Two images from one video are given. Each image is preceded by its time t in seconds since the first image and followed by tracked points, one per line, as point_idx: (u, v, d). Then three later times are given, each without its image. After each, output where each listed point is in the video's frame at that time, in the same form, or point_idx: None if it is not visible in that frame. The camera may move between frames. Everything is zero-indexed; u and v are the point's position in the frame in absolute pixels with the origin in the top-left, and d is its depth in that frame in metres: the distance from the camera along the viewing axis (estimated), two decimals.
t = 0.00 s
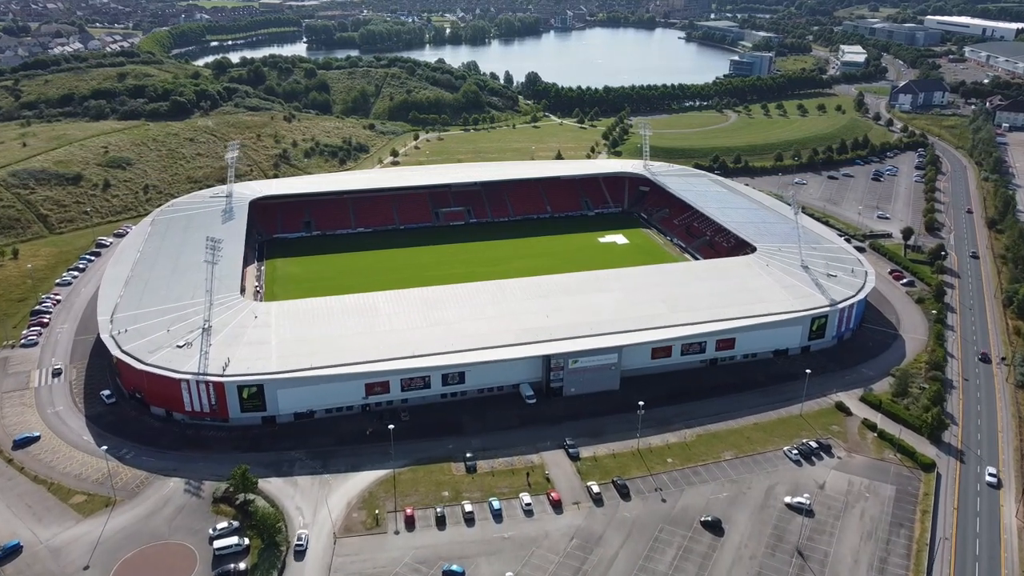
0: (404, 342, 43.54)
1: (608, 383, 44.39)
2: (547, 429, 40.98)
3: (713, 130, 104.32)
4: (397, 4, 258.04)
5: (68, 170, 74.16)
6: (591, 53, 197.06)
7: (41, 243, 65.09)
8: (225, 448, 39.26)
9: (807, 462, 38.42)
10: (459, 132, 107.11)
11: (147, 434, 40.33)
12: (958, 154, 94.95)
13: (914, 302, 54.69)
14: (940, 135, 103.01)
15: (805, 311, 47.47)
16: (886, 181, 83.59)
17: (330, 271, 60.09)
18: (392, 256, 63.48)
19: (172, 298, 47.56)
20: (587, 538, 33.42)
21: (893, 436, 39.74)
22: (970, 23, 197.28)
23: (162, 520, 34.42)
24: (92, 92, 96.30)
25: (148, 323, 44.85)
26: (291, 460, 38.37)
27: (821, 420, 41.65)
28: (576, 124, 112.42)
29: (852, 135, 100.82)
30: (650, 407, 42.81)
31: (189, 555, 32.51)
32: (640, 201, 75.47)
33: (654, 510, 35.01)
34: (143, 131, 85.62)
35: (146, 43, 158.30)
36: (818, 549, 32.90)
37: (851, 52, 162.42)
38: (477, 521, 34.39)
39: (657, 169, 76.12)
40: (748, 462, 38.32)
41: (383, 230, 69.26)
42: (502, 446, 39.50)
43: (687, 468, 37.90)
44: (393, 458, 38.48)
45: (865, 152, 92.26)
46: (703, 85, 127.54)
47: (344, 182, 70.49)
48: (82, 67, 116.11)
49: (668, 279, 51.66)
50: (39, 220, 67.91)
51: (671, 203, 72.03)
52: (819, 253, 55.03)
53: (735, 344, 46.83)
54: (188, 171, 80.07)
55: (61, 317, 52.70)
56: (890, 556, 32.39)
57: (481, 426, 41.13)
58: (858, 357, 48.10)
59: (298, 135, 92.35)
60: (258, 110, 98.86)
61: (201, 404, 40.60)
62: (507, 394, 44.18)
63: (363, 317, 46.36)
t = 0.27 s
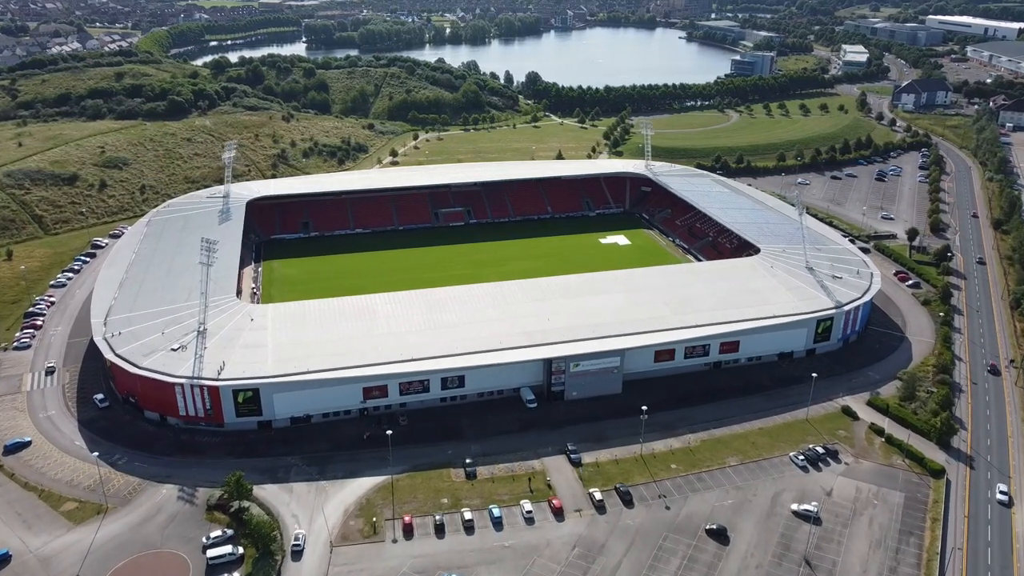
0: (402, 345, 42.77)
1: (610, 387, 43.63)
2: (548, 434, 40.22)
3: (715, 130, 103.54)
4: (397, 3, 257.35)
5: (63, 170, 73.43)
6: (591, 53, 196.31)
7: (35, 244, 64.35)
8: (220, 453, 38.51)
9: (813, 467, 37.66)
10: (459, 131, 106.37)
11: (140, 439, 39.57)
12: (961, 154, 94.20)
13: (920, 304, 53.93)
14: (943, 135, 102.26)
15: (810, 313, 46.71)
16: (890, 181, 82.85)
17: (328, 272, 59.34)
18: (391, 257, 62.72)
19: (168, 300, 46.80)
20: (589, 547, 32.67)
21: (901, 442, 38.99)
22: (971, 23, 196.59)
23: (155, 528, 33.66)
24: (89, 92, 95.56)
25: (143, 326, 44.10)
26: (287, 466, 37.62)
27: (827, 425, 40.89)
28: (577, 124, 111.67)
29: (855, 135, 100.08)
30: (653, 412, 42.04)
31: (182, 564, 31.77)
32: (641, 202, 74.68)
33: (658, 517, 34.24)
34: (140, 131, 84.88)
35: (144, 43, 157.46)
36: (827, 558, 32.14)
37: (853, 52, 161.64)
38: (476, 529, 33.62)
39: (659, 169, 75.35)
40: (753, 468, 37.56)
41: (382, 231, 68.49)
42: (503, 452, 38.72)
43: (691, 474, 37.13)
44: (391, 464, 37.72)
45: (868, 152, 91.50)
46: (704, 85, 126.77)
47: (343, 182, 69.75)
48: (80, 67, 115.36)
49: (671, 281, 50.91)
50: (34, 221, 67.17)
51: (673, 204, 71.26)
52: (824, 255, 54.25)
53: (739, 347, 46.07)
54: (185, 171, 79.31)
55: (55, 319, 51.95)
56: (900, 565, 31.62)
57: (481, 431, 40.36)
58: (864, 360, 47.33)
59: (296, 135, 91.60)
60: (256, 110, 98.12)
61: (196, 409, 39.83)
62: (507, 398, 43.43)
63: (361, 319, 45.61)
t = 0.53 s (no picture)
0: (400, 349, 42.00)
1: (612, 391, 42.87)
2: (549, 439, 39.44)
3: (717, 130, 102.77)
4: (397, 3, 256.58)
5: (59, 171, 72.65)
6: (592, 52, 195.49)
7: (30, 245, 63.57)
8: (214, 459, 37.74)
9: (820, 474, 36.91)
10: (459, 131, 105.61)
11: (134, 445, 38.81)
12: (965, 153, 93.41)
13: (926, 306, 53.15)
14: (947, 135, 101.51)
15: (815, 315, 45.94)
16: (894, 182, 82.09)
17: (326, 274, 58.58)
18: (390, 258, 61.97)
19: (162, 303, 46.04)
20: (592, 556, 31.91)
21: (909, 447, 38.24)
22: (973, 23, 195.81)
23: (147, 536, 32.90)
24: (85, 91, 94.77)
25: (137, 329, 43.34)
26: (282, 472, 36.84)
27: (834, 430, 40.13)
28: (578, 123, 110.89)
29: (858, 134, 99.32)
30: (656, 417, 41.26)
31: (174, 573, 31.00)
32: (643, 202, 73.89)
33: (662, 525, 33.46)
34: (136, 131, 84.10)
35: (143, 43, 156.63)
36: (835, 567, 31.35)
37: (855, 52, 160.80)
38: (476, 538, 32.85)
39: (660, 169, 74.57)
40: (759, 474, 36.79)
41: (381, 232, 67.72)
42: (503, 458, 37.94)
43: (695, 480, 36.35)
44: (389, 470, 36.94)
45: (872, 152, 90.73)
46: (706, 84, 125.97)
47: (341, 182, 68.99)
48: (77, 67, 114.56)
49: (673, 282, 50.14)
50: (29, 222, 66.39)
51: (674, 204, 70.49)
52: (829, 256, 53.48)
53: (743, 350, 45.30)
54: (183, 171, 78.54)
55: (48, 322, 51.17)
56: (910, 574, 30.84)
57: (480, 436, 39.58)
58: (870, 363, 46.57)
59: (294, 135, 90.83)
60: (254, 110, 97.33)
61: (190, 414, 39.07)
62: (507, 402, 42.66)
63: (359, 322, 44.84)
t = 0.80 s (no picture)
0: (399, 352, 41.33)
1: (614, 394, 42.20)
2: (550, 443, 38.78)
3: (718, 130, 102.13)
4: (396, 3, 255.94)
5: (55, 171, 71.98)
6: (592, 52, 194.85)
7: (25, 246, 62.94)
8: (210, 464, 37.09)
9: (826, 479, 36.25)
10: (458, 131, 104.98)
11: (128, 450, 38.15)
12: (969, 154, 92.78)
13: (932, 308, 52.51)
14: (949, 135, 100.89)
15: (820, 317, 45.27)
16: (897, 182, 81.46)
17: (324, 275, 57.90)
18: (389, 259, 61.31)
19: (157, 305, 45.39)
20: (594, 563, 31.25)
21: (917, 452, 37.59)
22: (974, 23, 195.19)
23: (140, 544, 32.26)
24: (82, 91, 94.07)
25: (131, 332, 42.65)
26: (278, 478, 36.18)
27: (839, 434, 39.48)
28: (578, 123, 110.26)
29: (860, 134, 98.69)
30: (659, 420, 40.61)
31: None
32: (644, 203, 73.24)
33: (665, 533, 32.80)
34: (134, 131, 83.43)
35: (141, 42, 155.94)
36: None
37: (856, 51, 160.14)
38: (475, 545, 32.19)
39: (662, 169, 73.91)
40: (763, 480, 36.13)
41: (380, 233, 67.05)
42: (503, 463, 37.29)
43: (699, 486, 35.69)
44: (387, 475, 36.28)
45: (874, 151, 90.11)
46: (707, 84, 125.30)
47: (340, 183, 68.34)
48: (75, 66, 113.86)
49: (676, 284, 49.47)
50: (24, 222, 65.72)
51: (676, 205, 69.83)
52: (833, 257, 52.82)
53: (747, 352, 44.64)
54: (180, 171, 77.87)
55: (42, 324, 50.50)
56: None
57: (480, 441, 38.92)
58: (875, 366, 45.90)
59: (293, 135, 90.17)
60: (253, 109, 96.65)
61: (185, 418, 38.40)
62: (508, 406, 42.00)
63: (357, 324, 44.17)
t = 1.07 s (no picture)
0: (397, 355, 40.58)
1: (616, 399, 41.42)
2: (551, 449, 38.00)
3: (719, 129, 101.38)
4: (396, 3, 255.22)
5: (50, 171, 71.22)
6: (592, 52, 194.13)
7: (19, 247, 62.18)
8: (204, 471, 36.32)
9: (833, 486, 35.50)
10: (458, 131, 104.23)
11: (120, 455, 37.37)
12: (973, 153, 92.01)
13: (938, 310, 51.76)
14: (953, 134, 100.13)
15: (826, 320, 44.51)
16: (901, 182, 80.71)
17: (321, 276, 57.16)
18: (388, 260, 60.55)
19: (152, 307, 44.65)
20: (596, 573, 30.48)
21: (925, 458, 36.84)
22: (976, 22, 194.43)
23: (131, 552, 31.51)
24: (79, 90, 93.28)
25: (124, 335, 41.89)
26: (274, 484, 35.40)
27: (846, 439, 38.72)
28: (579, 123, 109.52)
29: (863, 134, 97.95)
30: (662, 425, 39.86)
31: None
32: (645, 203, 72.48)
33: (669, 541, 32.03)
34: (130, 130, 82.66)
35: (140, 42, 155.19)
36: None
37: (858, 51, 159.40)
38: (475, 554, 31.42)
39: (664, 169, 73.16)
40: (769, 487, 35.36)
41: (378, 233, 66.28)
42: (503, 469, 36.53)
43: (704, 493, 34.91)
44: (385, 482, 35.51)
45: (877, 152, 89.37)
46: (708, 83, 124.53)
47: (338, 183, 67.59)
48: (72, 66, 113.03)
49: (679, 286, 48.71)
50: (19, 223, 64.97)
51: (678, 205, 69.10)
52: (838, 258, 52.06)
53: (752, 356, 43.87)
54: (177, 171, 77.11)
55: (36, 326, 49.74)
56: None
57: (480, 446, 38.16)
58: (882, 369, 45.13)
59: (291, 135, 89.41)
60: (251, 109, 95.89)
61: (179, 423, 37.62)
62: (508, 410, 41.23)
63: (354, 327, 43.40)
